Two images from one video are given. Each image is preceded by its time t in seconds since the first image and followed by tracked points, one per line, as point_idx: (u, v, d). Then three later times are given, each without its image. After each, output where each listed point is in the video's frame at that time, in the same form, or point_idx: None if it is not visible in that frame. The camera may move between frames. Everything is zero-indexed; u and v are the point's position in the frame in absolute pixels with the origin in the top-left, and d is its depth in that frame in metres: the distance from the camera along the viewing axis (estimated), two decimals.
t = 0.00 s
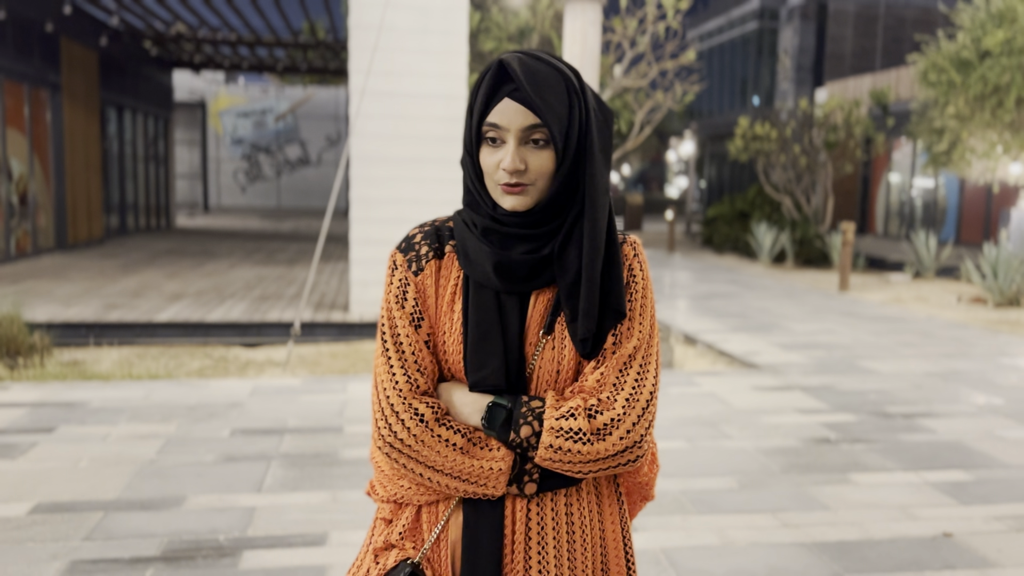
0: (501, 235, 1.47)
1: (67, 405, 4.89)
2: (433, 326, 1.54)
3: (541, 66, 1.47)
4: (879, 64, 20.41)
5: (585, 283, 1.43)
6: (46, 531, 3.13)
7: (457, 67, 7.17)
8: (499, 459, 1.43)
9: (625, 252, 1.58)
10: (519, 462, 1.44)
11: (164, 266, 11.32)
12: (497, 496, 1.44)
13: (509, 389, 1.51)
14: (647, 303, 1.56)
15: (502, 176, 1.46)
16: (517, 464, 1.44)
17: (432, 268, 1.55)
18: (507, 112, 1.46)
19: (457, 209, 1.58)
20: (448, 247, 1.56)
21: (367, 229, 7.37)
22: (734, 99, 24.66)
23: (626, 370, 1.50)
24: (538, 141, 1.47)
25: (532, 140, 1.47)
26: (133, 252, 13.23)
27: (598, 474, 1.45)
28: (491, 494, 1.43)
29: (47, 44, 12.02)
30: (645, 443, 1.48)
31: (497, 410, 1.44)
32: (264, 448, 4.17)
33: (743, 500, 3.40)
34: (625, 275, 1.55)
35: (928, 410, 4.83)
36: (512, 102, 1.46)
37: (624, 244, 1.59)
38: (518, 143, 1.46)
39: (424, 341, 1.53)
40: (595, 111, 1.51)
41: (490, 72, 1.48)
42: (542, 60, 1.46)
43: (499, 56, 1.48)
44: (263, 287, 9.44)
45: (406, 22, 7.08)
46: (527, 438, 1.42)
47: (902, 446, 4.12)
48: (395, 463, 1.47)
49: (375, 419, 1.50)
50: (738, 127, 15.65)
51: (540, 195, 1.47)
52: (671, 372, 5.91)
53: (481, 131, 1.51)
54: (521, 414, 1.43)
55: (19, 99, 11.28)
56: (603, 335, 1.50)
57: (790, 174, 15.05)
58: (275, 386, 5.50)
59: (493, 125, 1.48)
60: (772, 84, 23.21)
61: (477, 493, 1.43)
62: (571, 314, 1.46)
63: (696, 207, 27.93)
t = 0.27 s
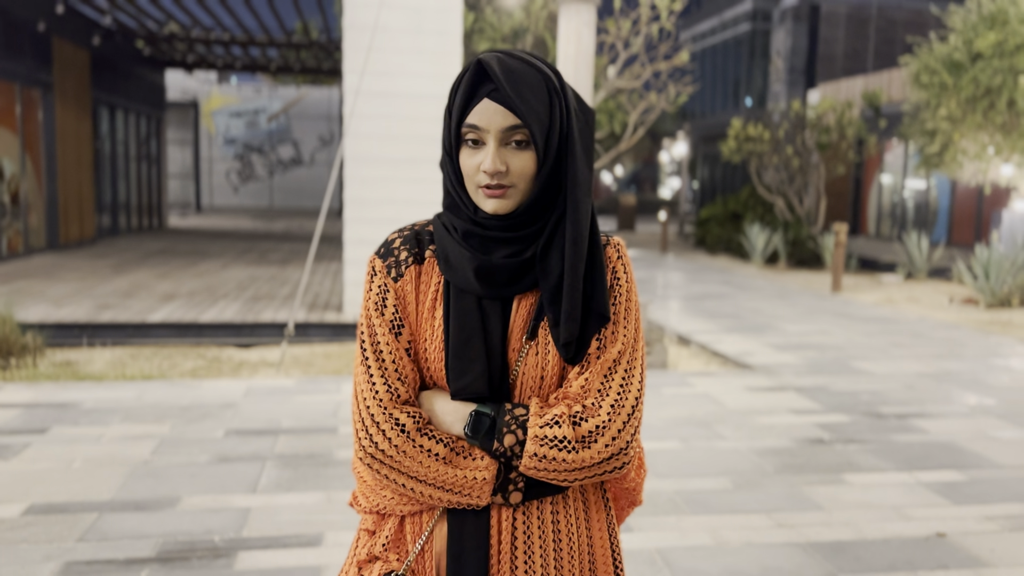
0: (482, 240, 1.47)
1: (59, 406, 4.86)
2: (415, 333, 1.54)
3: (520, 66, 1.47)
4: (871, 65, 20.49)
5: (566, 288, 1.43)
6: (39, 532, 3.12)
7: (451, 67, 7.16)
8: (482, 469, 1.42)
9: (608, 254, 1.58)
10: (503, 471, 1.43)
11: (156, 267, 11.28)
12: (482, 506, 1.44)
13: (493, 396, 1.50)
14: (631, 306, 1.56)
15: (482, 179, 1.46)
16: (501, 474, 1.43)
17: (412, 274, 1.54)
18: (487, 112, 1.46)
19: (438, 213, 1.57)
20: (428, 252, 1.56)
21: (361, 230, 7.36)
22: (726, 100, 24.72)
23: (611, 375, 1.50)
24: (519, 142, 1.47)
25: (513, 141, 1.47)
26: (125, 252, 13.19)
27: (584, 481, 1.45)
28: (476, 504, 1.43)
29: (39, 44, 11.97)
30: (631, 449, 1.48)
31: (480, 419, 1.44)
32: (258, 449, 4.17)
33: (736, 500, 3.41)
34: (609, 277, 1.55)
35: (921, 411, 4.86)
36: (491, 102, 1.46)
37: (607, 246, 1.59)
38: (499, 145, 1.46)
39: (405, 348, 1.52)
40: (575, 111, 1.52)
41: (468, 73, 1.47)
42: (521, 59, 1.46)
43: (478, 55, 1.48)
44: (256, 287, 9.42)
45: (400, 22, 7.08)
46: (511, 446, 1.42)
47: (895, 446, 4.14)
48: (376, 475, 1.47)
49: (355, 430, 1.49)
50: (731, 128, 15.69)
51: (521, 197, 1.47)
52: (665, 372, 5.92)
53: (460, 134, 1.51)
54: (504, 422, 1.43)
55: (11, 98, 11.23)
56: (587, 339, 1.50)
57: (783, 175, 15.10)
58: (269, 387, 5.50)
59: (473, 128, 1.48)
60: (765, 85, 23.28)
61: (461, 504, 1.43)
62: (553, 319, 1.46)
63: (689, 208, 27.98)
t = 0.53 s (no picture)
0: (471, 240, 1.47)
1: (55, 406, 4.85)
2: (401, 337, 1.53)
3: (516, 62, 1.47)
4: (865, 66, 20.55)
5: (559, 289, 1.43)
6: (36, 532, 3.11)
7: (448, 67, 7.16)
8: (474, 475, 1.42)
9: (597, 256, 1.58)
10: (495, 477, 1.43)
11: (151, 266, 11.26)
12: (474, 512, 1.44)
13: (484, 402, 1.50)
14: (621, 309, 1.57)
15: (475, 173, 1.45)
16: (493, 480, 1.43)
17: (398, 277, 1.53)
18: (482, 107, 1.46)
19: (423, 214, 1.56)
20: (414, 254, 1.55)
21: (357, 230, 7.36)
22: (722, 101, 24.76)
23: (602, 378, 1.51)
24: (513, 137, 1.47)
25: (507, 137, 1.47)
26: (120, 251, 13.15)
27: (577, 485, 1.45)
28: (468, 510, 1.43)
29: (34, 42, 11.94)
30: (623, 451, 1.49)
31: (473, 425, 1.43)
32: (255, 449, 4.16)
33: (733, 500, 3.42)
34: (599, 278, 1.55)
35: (916, 411, 4.87)
36: (487, 96, 1.46)
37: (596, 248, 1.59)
38: (493, 140, 1.46)
39: (391, 353, 1.52)
40: (567, 111, 1.53)
41: (463, 67, 1.47)
42: (518, 55, 1.46)
43: (473, 50, 1.48)
44: (252, 287, 9.41)
45: (396, 22, 7.07)
46: (503, 452, 1.41)
47: (891, 447, 4.15)
48: (364, 482, 1.45)
49: (342, 436, 1.48)
50: (727, 129, 15.73)
51: (512, 195, 1.47)
52: (662, 373, 5.93)
53: (452, 129, 1.50)
54: (497, 428, 1.42)
55: (5, 97, 11.19)
56: (577, 343, 1.50)
57: (779, 176, 15.12)
58: (265, 387, 5.49)
59: (466, 122, 1.48)
60: (760, 86, 23.32)
61: (454, 511, 1.43)
62: (545, 322, 1.46)
63: (684, 209, 28.01)
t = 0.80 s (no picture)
0: (467, 242, 1.46)
1: (53, 406, 4.84)
2: (396, 339, 1.53)
3: (520, 63, 1.46)
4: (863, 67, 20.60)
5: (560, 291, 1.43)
6: (34, 532, 3.11)
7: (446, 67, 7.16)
8: (474, 478, 1.42)
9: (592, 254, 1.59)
10: (496, 479, 1.43)
11: (148, 266, 11.25)
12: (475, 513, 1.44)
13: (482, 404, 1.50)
14: (617, 307, 1.58)
15: (478, 176, 1.45)
16: (493, 482, 1.43)
17: (394, 278, 1.52)
18: (485, 109, 1.45)
19: (417, 214, 1.56)
20: (409, 254, 1.54)
21: (356, 229, 7.35)
22: (719, 102, 24.79)
23: (600, 377, 1.52)
24: (518, 140, 1.47)
25: (510, 140, 1.47)
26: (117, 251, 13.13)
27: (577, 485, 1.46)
28: (469, 512, 1.43)
29: (32, 42, 11.93)
30: (622, 449, 1.50)
31: (473, 428, 1.44)
32: (254, 449, 4.16)
33: (732, 501, 3.42)
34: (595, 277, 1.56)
35: (914, 411, 4.88)
36: (491, 98, 1.45)
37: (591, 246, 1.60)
38: (497, 142, 1.45)
39: (387, 355, 1.51)
40: (566, 111, 1.53)
41: (468, 69, 1.45)
42: (522, 56, 1.45)
43: (475, 48, 1.46)
44: (250, 287, 9.40)
45: (395, 22, 7.07)
46: (504, 455, 1.42)
47: (889, 447, 4.16)
48: (364, 487, 1.44)
49: (339, 441, 1.47)
50: (725, 129, 15.76)
51: (513, 197, 1.47)
52: (660, 373, 5.94)
53: (453, 130, 1.49)
54: (498, 430, 1.42)
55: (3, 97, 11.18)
56: (576, 343, 1.51)
57: (776, 177, 15.14)
58: (264, 387, 5.49)
59: (468, 124, 1.47)
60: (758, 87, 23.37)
61: (456, 513, 1.43)
62: (544, 323, 1.47)
63: (682, 209, 28.06)
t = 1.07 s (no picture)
0: (479, 242, 1.47)
1: (51, 406, 4.84)
2: (408, 338, 1.53)
3: (528, 64, 1.46)
4: (861, 68, 20.62)
5: (571, 289, 1.43)
6: (33, 532, 3.10)
7: (445, 67, 7.16)
8: (484, 475, 1.42)
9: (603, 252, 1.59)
10: (506, 476, 1.43)
11: (146, 266, 11.24)
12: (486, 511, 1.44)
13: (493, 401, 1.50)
14: (628, 304, 1.57)
15: (487, 179, 1.45)
16: (504, 479, 1.43)
17: (405, 276, 1.53)
18: (493, 111, 1.45)
19: (428, 213, 1.56)
20: (421, 254, 1.55)
21: (354, 229, 7.35)
22: (717, 102, 24.80)
23: (611, 374, 1.51)
24: (526, 142, 1.47)
25: (519, 142, 1.47)
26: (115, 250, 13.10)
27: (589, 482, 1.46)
28: (480, 509, 1.43)
29: (30, 42, 11.91)
30: (633, 447, 1.50)
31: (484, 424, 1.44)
32: (253, 448, 4.16)
33: (731, 501, 3.43)
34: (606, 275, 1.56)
35: (912, 412, 4.89)
36: (498, 102, 1.45)
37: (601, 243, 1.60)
38: (505, 145, 1.45)
39: (399, 354, 1.51)
40: (575, 111, 1.53)
41: (476, 73, 1.45)
42: (530, 58, 1.45)
43: (482, 51, 1.46)
44: (248, 287, 9.39)
45: (394, 22, 7.07)
46: (515, 451, 1.41)
47: (888, 447, 4.16)
48: (375, 484, 1.45)
49: (351, 437, 1.47)
50: (723, 130, 15.78)
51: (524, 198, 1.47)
52: (659, 373, 5.94)
53: (462, 132, 1.49)
54: (508, 426, 1.42)
55: None
56: (586, 340, 1.51)
57: (774, 177, 15.14)
58: (262, 387, 5.48)
59: (477, 126, 1.47)
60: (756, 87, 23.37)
61: (466, 510, 1.43)
62: (553, 321, 1.47)
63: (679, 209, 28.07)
